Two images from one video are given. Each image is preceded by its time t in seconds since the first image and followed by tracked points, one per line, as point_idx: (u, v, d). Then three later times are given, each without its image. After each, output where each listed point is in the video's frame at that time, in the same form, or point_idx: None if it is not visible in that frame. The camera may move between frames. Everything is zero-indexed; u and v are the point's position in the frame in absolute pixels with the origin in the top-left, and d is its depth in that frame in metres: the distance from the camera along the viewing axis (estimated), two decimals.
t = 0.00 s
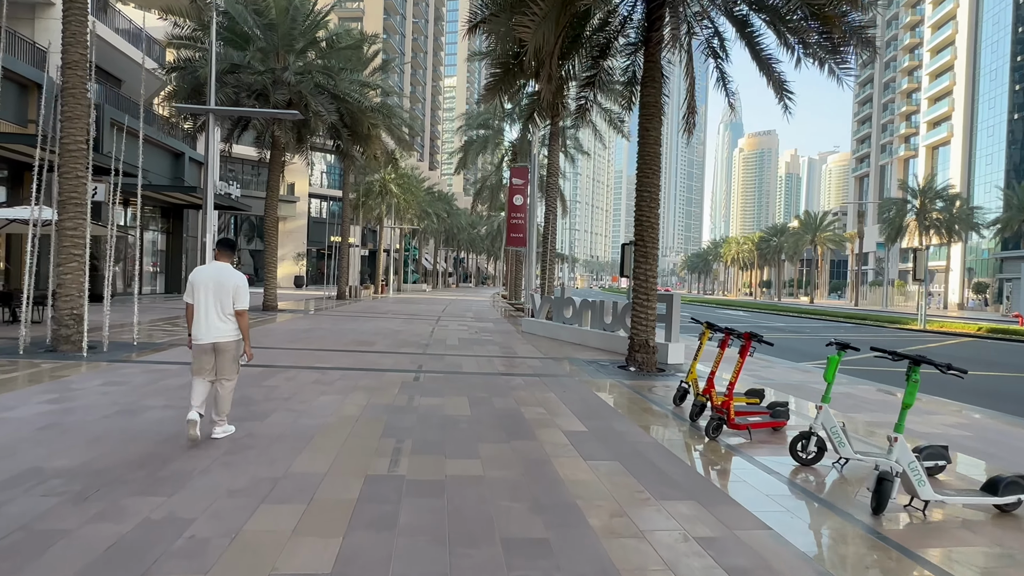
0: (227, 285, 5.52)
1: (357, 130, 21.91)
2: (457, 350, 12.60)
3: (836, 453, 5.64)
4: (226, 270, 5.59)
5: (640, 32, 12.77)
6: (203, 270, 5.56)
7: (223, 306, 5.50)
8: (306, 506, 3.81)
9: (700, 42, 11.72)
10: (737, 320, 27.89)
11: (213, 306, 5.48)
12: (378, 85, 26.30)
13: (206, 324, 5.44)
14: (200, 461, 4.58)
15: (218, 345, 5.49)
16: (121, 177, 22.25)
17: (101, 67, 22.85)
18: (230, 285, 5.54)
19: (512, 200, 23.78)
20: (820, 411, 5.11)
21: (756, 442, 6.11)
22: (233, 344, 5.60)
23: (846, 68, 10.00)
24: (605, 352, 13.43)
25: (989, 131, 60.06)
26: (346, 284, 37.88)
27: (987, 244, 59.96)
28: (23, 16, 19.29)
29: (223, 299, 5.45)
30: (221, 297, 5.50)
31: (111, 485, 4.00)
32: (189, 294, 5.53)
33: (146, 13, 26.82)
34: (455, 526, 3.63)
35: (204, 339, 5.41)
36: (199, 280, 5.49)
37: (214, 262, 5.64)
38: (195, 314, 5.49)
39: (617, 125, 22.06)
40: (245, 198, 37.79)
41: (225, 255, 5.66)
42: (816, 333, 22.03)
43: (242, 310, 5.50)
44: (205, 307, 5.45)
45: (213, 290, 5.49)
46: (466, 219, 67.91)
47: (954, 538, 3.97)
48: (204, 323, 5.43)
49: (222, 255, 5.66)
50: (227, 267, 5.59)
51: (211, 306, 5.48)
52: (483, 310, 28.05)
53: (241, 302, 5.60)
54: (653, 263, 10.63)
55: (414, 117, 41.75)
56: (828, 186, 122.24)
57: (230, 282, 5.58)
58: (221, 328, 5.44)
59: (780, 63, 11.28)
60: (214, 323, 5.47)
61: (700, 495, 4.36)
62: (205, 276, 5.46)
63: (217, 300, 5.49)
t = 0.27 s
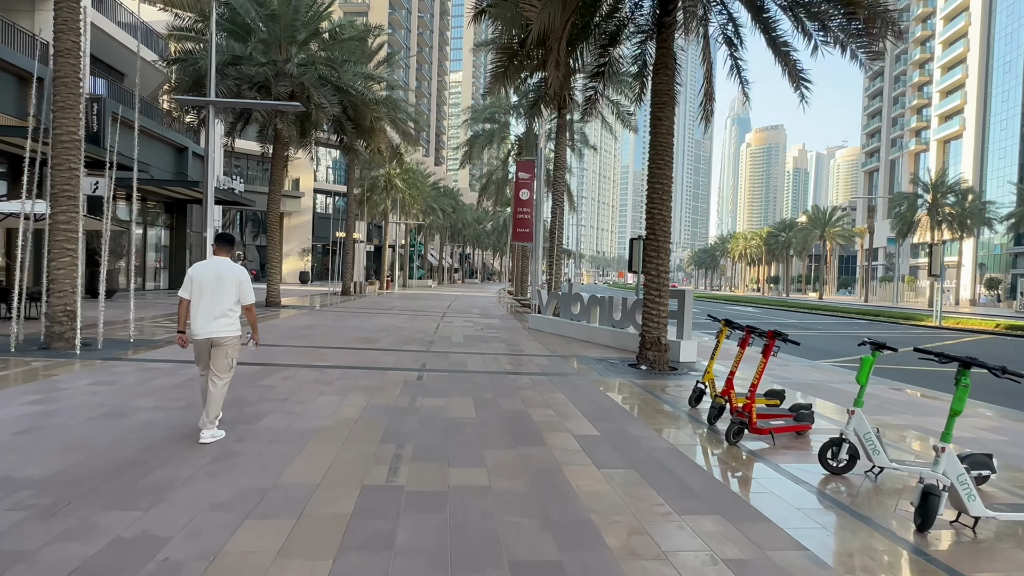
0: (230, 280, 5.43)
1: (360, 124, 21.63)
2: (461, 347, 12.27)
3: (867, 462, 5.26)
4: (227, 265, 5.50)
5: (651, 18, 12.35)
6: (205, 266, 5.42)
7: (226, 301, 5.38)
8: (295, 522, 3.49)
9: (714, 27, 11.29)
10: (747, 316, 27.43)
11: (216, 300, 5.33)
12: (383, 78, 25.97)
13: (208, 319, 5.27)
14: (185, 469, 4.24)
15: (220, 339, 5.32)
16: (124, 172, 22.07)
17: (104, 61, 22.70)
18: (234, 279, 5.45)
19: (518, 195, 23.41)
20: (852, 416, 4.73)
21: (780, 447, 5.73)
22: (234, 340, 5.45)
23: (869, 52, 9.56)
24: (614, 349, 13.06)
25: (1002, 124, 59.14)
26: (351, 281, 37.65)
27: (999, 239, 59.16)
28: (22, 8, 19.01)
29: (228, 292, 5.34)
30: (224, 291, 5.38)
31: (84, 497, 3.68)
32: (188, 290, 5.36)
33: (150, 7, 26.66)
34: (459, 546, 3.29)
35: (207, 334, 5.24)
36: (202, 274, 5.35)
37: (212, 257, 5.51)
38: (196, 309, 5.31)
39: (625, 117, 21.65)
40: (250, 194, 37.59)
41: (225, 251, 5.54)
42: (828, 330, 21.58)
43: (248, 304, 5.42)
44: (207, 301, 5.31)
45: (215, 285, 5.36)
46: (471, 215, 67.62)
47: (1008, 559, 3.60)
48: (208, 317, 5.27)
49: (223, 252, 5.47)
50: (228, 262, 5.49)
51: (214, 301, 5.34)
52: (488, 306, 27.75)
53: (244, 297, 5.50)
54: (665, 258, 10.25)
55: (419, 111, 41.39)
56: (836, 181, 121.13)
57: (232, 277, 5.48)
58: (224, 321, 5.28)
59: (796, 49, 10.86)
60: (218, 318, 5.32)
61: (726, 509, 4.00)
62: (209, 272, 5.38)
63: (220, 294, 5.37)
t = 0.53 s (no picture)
0: (223, 275, 5.56)
1: (360, 117, 21.23)
2: (463, 345, 11.93)
3: (900, 471, 4.89)
4: (220, 260, 5.63)
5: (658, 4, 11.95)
6: (198, 262, 5.58)
7: (221, 297, 5.54)
8: (280, 546, 3.15)
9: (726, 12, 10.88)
10: (753, 313, 27.06)
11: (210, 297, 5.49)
12: (384, 70, 25.56)
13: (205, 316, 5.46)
14: (164, 482, 3.92)
15: (215, 336, 5.49)
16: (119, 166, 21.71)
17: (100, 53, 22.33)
18: (227, 275, 5.58)
19: (520, 189, 23.02)
20: (884, 424, 4.38)
21: (803, 456, 5.37)
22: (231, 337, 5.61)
23: (890, 36, 9.17)
24: (620, 348, 12.72)
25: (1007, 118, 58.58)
26: (351, 277, 37.33)
27: (1005, 234, 58.67)
28: None
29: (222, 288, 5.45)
30: (218, 286, 5.51)
31: (47, 517, 3.34)
32: (183, 287, 5.51)
33: None
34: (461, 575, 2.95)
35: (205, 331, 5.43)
36: (196, 271, 5.51)
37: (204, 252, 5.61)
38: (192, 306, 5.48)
39: (630, 110, 21.23)
40: (249, 189, 37.24)
41: (216, 246, 5.66)
42: (837, 327, 21.17)
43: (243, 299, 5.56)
44: (202, 298, 5.48)
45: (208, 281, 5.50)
46: (472, 210, 67.19)
47: None
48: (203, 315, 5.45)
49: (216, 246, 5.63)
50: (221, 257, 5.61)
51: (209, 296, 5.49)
52: (491, 302, 27.38)
53: (239, 292, 5.65)
54: (675, 255, 9.91)
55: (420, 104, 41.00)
56: (840, 176, 120.38)
57: (226, 272, 5.61)
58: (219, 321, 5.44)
59: (810, 37, 10.46)
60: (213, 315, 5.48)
61: (754, 529, 3.66)
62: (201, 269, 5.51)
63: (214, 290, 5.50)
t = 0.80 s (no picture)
0: (210, 267, 5.16)
1: (355, 108, 20.83)
2: (462, 342, 11.60)
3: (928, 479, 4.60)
4: (213, 251, 5.30)
5: None
6: (189, 254, 5.24)
7: (207, 291, 5.15)
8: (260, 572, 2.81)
9: None
10: (754, 307, 26.81)
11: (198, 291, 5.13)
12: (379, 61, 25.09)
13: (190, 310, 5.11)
14: (134, 498, 3.57)
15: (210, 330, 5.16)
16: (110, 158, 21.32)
17: (90, 42, 21.91)
18: (215, 267, 5.17)
19: (519, 182, 22.67)
20: (918, 430, 4.07)
21: (824, 463, 5.04)
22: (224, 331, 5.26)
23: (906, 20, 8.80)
24: (622, 344, 12.40)
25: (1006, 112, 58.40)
26: (347, 271, 36.98)
27: (1003, 229, 58.60)
28: None
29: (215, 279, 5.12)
30: (204, 280, 5.14)
31: None
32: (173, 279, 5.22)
33: None
34: None
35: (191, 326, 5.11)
36: (183, 262, 5.18)
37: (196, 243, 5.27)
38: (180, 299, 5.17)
39: (630, 102, 20.88)
40: (243, 182, 36.77)
41: (209, 237, 5.32)
42: (839, 322, 20.88)
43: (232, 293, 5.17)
44: (189, 292, 5.13)
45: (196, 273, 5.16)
46: (470, 204, 66.79)
47: None
48: (189, 310, 5.11)
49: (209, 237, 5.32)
50: (211, 248, 5.22)
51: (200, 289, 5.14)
52: (489, 297, 27.08)
53: (229, 286, 5.23)
54: (680, 248, 9.58)
55: (417, 96, 40.54)
56: (838, 170, 120.13)
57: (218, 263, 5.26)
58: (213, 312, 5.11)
59: (821, 21, 10.10)
60: (199, 309, 5.13)
61: (784, 548, 3.34)
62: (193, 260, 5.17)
63: (200, 284, 5.14)
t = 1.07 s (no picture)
0: (202, 264, 5.00)
1: (345, 98, 20.34)
2: (455, 339, 11.25)
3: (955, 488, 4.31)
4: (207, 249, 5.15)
5: None
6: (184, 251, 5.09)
7: (198, 287, 4.98)
8: None
9: None
10: (750, 302, 26.60)
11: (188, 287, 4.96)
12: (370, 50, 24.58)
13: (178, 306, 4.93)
14: (90, 521, 3.21)
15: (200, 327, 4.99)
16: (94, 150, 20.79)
17: (73, 30, 21.33)
18: (206, 264, 5.01)
19: (514, 176, 22.29)
20: (949, 439, 3.77)
21: (844, 470, 4.71)
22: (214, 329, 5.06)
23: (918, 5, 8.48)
24: (619, 340, 12.09)
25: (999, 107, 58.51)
26: (339, 265, 36.54)
27: (995, 223, 58.80)
28: None
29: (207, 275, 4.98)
30: (195, 277, 4.98)
31: None
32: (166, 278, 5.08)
33: None
34: None
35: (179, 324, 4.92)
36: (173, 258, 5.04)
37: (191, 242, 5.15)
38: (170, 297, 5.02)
39: (627, 93, 20.50)
40: (232, 175, 36.19)
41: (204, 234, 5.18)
42: (837, 317, 20.65)
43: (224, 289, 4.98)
44: (178, 289, 4.96)
45: (188, 270, 5.00)
46: (463, 198, 66.28)
47: None
48: (180, 307, 4.93)
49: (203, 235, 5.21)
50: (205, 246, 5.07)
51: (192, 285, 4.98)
52: (482, 292, 26.74)
53: (220, 285, 5.01)
54: (681, 242, 9.27)
55: (409, 88, 40.02)
56: (831, 164, 120.23)
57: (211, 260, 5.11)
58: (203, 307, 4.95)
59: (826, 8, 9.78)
60: (190, 307, 4.95)
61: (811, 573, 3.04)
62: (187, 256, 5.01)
63: (191, 280, 4.97)
